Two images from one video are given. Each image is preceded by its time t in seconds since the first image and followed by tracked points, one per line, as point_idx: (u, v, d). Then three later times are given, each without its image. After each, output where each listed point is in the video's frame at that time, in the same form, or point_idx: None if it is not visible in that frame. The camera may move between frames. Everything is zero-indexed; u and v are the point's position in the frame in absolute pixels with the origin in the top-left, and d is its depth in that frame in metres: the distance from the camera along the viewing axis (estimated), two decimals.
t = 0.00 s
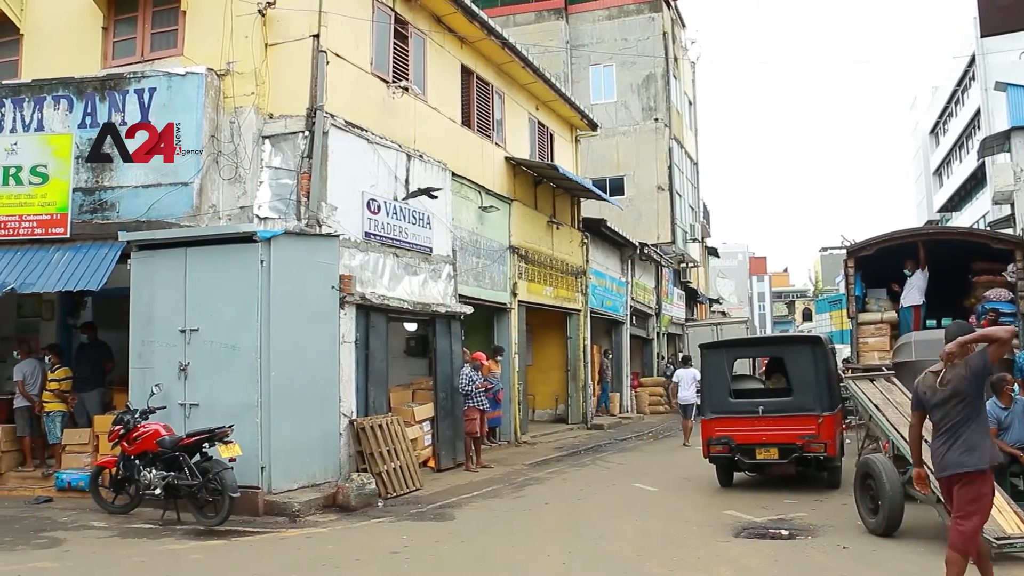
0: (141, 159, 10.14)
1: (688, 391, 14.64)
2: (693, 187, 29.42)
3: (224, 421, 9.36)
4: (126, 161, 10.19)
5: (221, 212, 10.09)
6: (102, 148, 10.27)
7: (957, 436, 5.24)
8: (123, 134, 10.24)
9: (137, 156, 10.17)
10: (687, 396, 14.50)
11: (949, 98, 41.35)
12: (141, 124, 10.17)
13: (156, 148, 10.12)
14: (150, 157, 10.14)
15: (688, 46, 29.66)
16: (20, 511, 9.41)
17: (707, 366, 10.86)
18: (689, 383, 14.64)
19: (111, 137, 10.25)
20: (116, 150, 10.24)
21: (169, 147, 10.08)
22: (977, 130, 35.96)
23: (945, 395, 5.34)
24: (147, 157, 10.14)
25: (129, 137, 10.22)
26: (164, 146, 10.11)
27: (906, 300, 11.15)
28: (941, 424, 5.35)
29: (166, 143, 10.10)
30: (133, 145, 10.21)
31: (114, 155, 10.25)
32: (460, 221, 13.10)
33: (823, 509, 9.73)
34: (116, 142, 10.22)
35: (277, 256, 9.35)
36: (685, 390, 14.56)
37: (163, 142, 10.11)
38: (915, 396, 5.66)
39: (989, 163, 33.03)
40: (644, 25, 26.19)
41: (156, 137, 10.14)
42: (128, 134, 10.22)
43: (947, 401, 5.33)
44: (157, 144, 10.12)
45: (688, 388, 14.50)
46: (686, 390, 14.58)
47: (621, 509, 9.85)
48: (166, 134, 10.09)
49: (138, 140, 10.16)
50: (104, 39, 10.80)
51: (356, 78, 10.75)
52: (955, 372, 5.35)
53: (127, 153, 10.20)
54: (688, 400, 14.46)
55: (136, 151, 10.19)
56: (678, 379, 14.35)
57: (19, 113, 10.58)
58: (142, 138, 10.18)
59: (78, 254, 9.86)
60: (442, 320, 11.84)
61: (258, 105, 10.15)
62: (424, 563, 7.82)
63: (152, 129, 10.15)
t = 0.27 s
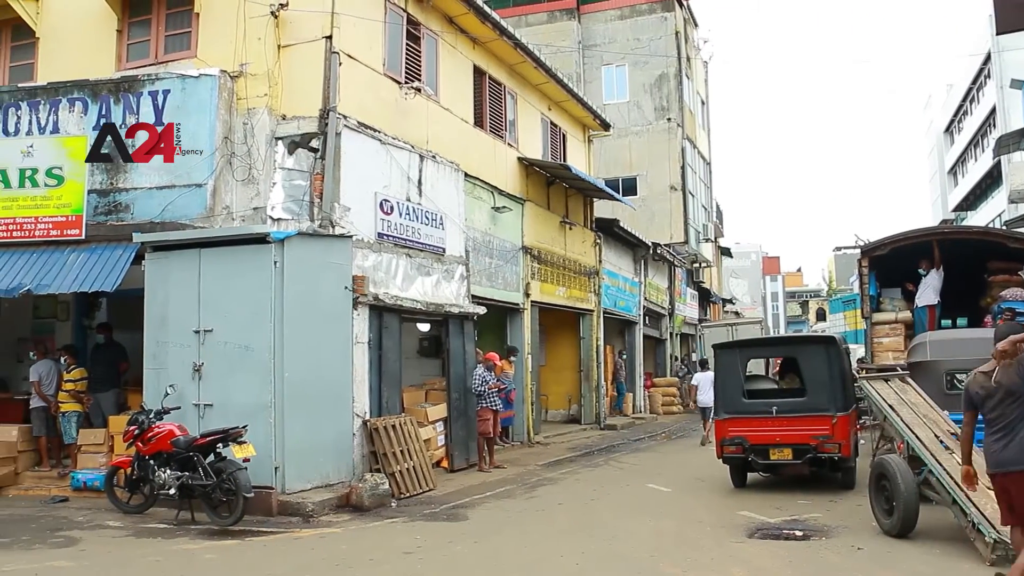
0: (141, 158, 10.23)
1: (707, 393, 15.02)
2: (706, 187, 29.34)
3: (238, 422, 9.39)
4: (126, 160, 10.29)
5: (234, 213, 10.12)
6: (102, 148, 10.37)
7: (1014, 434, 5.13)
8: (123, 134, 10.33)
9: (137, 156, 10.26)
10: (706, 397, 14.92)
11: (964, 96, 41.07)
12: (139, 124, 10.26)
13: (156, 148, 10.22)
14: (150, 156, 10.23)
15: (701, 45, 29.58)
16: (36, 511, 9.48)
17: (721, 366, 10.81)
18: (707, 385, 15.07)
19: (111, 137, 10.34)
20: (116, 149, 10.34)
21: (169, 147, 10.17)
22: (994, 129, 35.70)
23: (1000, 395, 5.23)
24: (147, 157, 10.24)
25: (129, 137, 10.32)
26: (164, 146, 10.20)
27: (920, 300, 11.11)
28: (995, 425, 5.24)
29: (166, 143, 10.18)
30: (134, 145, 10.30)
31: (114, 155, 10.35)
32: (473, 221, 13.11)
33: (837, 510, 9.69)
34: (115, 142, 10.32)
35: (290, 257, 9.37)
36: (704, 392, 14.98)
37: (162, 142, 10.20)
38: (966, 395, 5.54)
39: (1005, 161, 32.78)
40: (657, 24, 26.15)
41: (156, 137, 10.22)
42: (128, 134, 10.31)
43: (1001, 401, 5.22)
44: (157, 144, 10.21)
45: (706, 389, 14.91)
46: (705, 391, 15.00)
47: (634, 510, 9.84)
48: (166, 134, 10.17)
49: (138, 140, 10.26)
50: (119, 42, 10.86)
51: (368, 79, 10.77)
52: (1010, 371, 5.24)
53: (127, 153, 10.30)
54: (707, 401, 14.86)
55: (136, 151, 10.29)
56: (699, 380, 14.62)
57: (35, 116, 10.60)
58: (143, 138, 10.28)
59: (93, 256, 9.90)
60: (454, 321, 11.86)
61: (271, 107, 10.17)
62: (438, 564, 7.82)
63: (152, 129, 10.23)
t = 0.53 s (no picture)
0: (141, 159, 10.34)
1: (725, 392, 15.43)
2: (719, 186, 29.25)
3: (253, 422, 9.42)
4: (126, 160, 10.40)
5: (248, 214, 10.19)
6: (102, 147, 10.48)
7: None
8: (123, 134, 10.43)
9: (137, 156, 10.37)
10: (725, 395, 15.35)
11: (980, 94, 40.80)
12: (140, 124, 10.37)
13: (156, 149, 10.31)
14: (150, 156, 10.33)
15: (714, 45, 29.51)
16: (53, 511, 9.54)
17: (734, 367, 10.76)
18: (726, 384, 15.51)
19: (111, 136, 10.44)
20: (116, 149, 10.44)
21: (169, 147, 10.26)
22: (1010, 127, 35.43)
23: None
24: (147, 157, 10.34)
25: (130, 137, 10.42)
26: (164, 146, 10.29)
27: (936, 300, 11.05)
28: None
29: (166, 143, 10.27)
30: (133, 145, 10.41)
31: (114, 155, 10.45)
32: (487, 222, 13.12)
33: (852, 511, 9.65)
34: (115, 141, 10.43)
35: (304, 258, 9.38)
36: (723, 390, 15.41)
37: (162, 142, 10.29)
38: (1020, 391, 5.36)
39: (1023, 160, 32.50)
40: (670, 24, 26.12)
41: (156, 137, 10.32)
42: (129, 135, 10.42)
43: None
44: (157, 144, 10.30)
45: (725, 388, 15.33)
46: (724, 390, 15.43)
47: (648, 511, 9.82)
48: (167, 134, 10.26)
49: (139, 140, 10.37)
50: (133, 44, 10.90)
51: (382, 80, 10.79)
52: None
53: (127, 152, 10.40)
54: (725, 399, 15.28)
55: (137, 151, 10.39)
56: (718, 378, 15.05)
57: (50, 119, 10.65)
58: (143, 138, 10.38)
59: (108, 257, 9.95)
60: (467, 321, 11.83)
61: (284, 108, 10.21)
62: (452, 564, 7.83)
63: (152, 129, 10.33)
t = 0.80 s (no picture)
0: (141, 158, 10.43)
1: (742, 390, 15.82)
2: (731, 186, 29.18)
3: (265, 423, 9.45)
4: (126, 160, 10.50)
5: (261, 215, 10.18)
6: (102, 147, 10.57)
7: None
8: (123, 134, 10.53)
9: (137, 156, 10.46)
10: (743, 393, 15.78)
11: (995, 92, 40.54)
12: (139, 124, 10.46)
13: (157, 149, 10.42)
14: (150, 156, 10.43)
15: (726, 44, 29.45)
16: (68, 510, 9.59)
17: (747, 367, 10.74)
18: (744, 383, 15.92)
19: (111, 136, 10.54)
20: (116, 148, 10.54)
21: (169, 147, 10.36)
22: None
23: None
24: (147, 157, 10.44)
25: (129, 137, 10.52)
26: (164, 146, 10.39)
27: (950, 300, 11.00)
28: None
29: (166, 143, 10.37)
30: (133, 145, 10.50)
31: (113, 154, 10.54)
32: (499, 222, 13.13)
33: (865, 511, 9.61)
34: (115, 141, 10.53)
35: (316, 258, 9.40)
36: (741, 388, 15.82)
37: (162, 142, 10.39)
38: None
39: None
40: (681, 24, 26.10)
41: (156, 137, 10.42)
42: (129, 134, 10.52)
43: None
44: (157, 144, 10.41)
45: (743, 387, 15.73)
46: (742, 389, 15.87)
47: (660, 511, 9.81)
48: (166, 134, 10.36)
49: (139, 140, 10.46)
50: (146, 46, 10.95)
51: (394, 80, 10.80)
52: None
53: (127, 152, 10.49)
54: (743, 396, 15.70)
55: (136, 150, 10.49)
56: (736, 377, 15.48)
57: (65, 121, 10.71)
58: (143, 138, 10.47)
59: (121, 258, 10.01)
60: (479, 321, 11.84)
61: (296, 109, 10.22)
62: (464, 565, 7.83)
63: (152, 129, 10.43)
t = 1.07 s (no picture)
0: (141, 158, 10.52)
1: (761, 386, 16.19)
2: (743, 186, 29.09)
3: (278, 423, 9.47)
4: (126, 160, 10.58)
5: (273, 216, 10.21)
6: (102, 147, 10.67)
7: None
8: (123, 134, 10.62)
9: (137, 156, 10.55)
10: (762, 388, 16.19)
11: (1011, 90, 40.25)
12: (140, 125, 10.55)
13: (157, 149, 10.50)
14: (151, 156, 10.52)
15: (738, 43, 29.37)
16: (83, 510, 9.65)
17: (760, 367, 10.73)
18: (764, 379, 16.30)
19: (111, 136, 10.64)
20: (116, 149, 10.63)
21: (169, 147, 10.44)
22: None
23: None
24: (147, 157, 10.52)
25: (129, 137, 10.60)
26: (164, 146, 10.47)
27: (964, 300, 10.94)
28: None
29: (165, 143, 10.46)
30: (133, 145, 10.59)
31: (113, 154, 10.63)
32: (511, 223, 13.13)
33: (879, 512, 9.56)
34: (115, 141, 10.62)
35: (328, 259, 9.42)
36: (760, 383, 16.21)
37: (162, 142, 10.47)
38: None
39: None
40: (693, 23, 26.05)
41: (156, 137, 10.51)
42: (129, 135, 10.60)
43: None
44: (157, 144, 10.49)
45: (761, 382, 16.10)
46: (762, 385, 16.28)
47: (672, 511, 9.78)
48: (166, 134, 10.44)
49: (139, 140, 10.55)
50: (159, 49, 11.01)
51: (405, 81, 10.81)
52: None
53: (127, 152, 10.58)
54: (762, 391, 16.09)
55: (136, 150, 10.57)
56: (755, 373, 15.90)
57: (79, 123, 10.75)
58: (143, 138, 10.56)
59: (135, 259, 10.06)
60: (492, 322, 11.85)
61: (309, 110, 10.24)
62: (476, 565, 7.83)
63: (152, 129, 10.52)
